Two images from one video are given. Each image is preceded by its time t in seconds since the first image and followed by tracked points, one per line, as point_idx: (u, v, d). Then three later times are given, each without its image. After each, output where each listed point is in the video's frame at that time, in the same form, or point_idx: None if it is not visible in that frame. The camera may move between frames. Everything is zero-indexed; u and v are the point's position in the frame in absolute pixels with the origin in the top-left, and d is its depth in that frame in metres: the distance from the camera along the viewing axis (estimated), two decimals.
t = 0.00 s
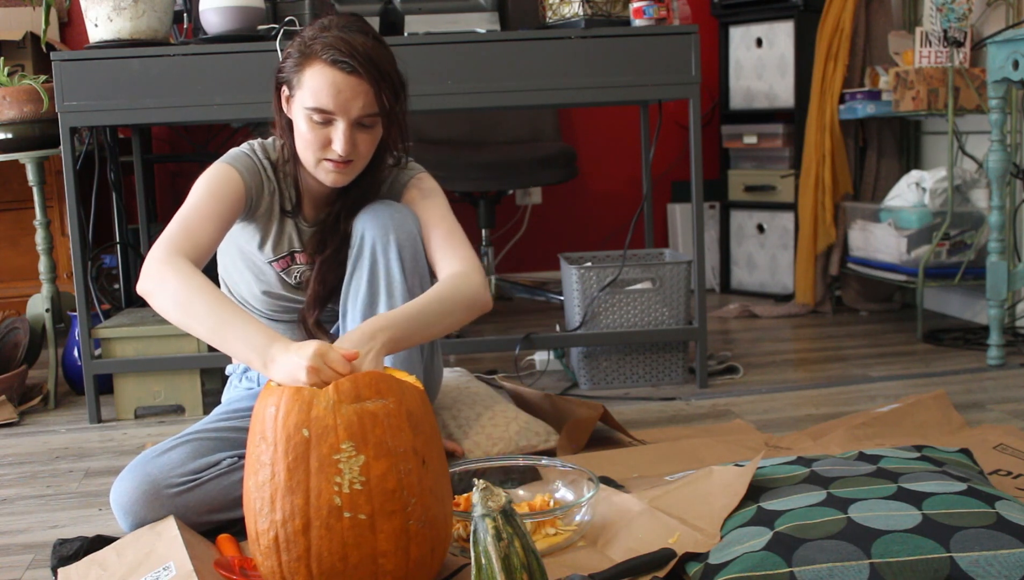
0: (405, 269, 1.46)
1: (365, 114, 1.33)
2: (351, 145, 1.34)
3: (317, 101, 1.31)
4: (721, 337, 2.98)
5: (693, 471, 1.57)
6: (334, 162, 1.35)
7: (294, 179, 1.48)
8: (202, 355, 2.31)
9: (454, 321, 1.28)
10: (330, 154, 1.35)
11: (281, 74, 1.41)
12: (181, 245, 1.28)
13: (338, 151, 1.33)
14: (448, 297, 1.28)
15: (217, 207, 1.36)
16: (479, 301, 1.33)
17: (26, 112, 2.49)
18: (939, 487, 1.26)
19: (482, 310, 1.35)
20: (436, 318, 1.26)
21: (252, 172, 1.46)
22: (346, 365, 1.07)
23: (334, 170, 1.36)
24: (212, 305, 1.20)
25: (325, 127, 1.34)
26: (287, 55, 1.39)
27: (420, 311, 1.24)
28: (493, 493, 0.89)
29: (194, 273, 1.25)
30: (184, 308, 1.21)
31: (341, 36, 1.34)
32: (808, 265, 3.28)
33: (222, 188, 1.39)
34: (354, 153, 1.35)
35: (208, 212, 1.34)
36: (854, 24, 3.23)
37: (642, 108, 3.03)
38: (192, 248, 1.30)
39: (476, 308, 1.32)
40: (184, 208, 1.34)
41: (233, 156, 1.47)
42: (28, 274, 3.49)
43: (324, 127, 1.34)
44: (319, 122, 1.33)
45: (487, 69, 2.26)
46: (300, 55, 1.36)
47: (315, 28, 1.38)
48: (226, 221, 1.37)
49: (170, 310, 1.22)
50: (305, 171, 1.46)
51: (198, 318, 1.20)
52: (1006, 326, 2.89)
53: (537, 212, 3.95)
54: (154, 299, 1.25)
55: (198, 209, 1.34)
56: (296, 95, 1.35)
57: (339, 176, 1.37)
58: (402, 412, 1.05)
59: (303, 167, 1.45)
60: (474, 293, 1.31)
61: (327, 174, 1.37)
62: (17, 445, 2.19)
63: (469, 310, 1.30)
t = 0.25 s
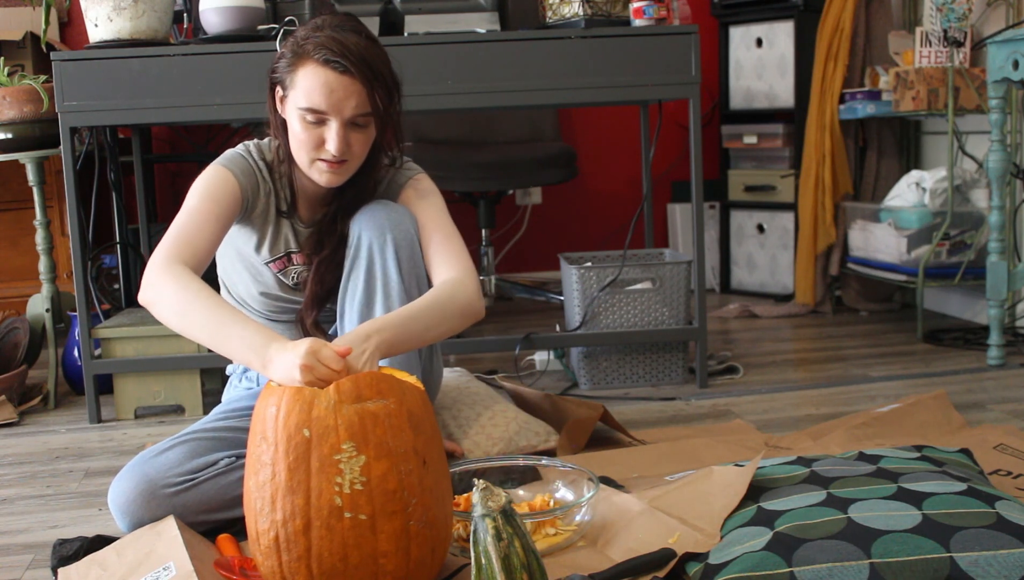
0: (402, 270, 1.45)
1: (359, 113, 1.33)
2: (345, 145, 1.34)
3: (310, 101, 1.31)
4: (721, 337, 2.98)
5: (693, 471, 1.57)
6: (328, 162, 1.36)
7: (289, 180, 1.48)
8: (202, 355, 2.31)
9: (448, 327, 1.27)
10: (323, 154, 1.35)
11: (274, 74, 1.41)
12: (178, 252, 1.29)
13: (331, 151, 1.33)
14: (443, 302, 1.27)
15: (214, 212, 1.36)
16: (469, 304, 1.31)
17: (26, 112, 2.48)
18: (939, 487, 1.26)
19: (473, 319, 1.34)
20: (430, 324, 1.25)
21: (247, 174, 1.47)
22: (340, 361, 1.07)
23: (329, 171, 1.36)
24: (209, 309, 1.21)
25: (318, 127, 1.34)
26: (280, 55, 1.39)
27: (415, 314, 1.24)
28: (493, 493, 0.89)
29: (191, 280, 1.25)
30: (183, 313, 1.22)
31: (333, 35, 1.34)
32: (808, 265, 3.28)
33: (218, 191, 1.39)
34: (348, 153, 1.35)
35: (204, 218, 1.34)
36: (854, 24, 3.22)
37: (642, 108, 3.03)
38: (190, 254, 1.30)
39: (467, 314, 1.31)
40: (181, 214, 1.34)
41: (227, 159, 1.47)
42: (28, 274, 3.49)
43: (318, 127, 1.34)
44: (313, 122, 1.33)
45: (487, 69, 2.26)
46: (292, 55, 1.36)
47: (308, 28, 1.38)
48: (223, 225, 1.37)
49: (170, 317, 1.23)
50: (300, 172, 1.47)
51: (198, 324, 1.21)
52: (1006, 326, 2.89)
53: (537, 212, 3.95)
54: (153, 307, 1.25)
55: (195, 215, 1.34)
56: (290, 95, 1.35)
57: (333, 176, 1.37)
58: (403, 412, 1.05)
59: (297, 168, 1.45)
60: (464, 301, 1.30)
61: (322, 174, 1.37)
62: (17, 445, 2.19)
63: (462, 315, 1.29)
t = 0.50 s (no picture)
0: (398, 272, 1.45)
1: (353, 114, 1.33)
2: (339, 146, 1.33)
3: (304, 103, 1.31)
4: (721, 337, 2.98)
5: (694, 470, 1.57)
6: (322, 163, 1.35)
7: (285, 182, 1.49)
8: (202, 355, 2.31)
9: (445, 335, 1.27)
10: (318, 156, 1.34)
11: (269, 76, 1.41)
12: (174, 264, 1.30)
13: (326, 152, 1.33)
14: (442, 310, 1.27)
15: (210, 218, 1.36)
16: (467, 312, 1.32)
17: (26, 112, 2.48)
18: (939, 487, 1.26)
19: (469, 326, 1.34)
20: (429, 329, 1.24)
21: (243, 178, 1.46)
22: (332, 356, 1.07)
23: (323, 172, 1.36)
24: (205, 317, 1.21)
25: (312, 128, 1.33)
26: (275, 57, 1.39)
27: (414, 320, 1.23)
28: (493, 493, 0.89)
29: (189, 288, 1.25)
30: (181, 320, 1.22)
31: (327, 36, 1.34)
32: (807, 266, 3.28)
33: (214, 196, 1.39)
34: (343, 154, 1.34)
35: (201, 225, 1.35)
36: (854, 24, 3.22)
37: (642, 108, 3.03)
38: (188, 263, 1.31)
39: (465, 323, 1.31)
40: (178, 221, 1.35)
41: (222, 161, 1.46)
42: (29, 274, 3.49)
43: (312, 128, 1.33)
44: (307, 123, 1.33)
45: (486, 69, 2.26)
46: (287, 56, 1.36)
47: (302, 29, 1.38)
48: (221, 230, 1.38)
49: (169, 324, 1.24)
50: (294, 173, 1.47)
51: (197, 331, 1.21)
52: (1006, 326, 2.89)
53: (537, 212, 3.95)
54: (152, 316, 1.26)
55: (191, 222, 1.34)
56: (284, 97, 1.35)
57: (328, 177, 1.36)
58: (404, 412, 1.05)
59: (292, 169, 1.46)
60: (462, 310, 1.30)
61: (316, 176, 1.36)
62: (17, 445, 2.19)
63: (460, 323, 1.30)
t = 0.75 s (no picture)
0: (396, 273, 1.45)
1: (349, 117, 1.33)
2: (336, 149, 1.33)
3: (300, 106, 1.31)
4: (721, 337, 2.98)
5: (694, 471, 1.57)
6: (319, 166, 1.35)
7: (282, 185, 1.48)
8: (202, 355, 2.31)
9: (446, 338, 1.27)
10: (314, 158, 1.35)
11: (264, 79, 1.41)
12: (170, 272, 1.30)
13: (322, 155, 1.33)
14: (444, 313, 1.27)
15: (207, 224, 1.36)
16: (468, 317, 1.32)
17: (26, 112, 2.48)
18: (939, 487, 1.26)
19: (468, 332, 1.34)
20: (429, 334, 1.24)
21: (237, 181, 1.46)
22: (323, 350, 1.05)
23: (320, 175, 1.36)
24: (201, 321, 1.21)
25: (308, 131, 1.33)
26: (269, 60, 1.39)
27: (415, 323, 1.22)
28: (493, 493, 0.89)
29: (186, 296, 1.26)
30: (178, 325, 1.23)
31: (322, 38, 1.34)
32: (807, 266, 3.28)
33: (210, 201, 1.39)
34: (340, 157, 1.34)
35: (197, 231, 1.35)
36: (854, 24, 3.22)
37: (642, 107, 3.03)
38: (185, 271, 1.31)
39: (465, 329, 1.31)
40: (174, 228, 1.35)
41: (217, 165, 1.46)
42: (29, 274, 3.49)
43: (308, 131, 1.33)
44: (303, 126, 1.33)
45: (486, 69, 2.26)
46: (282, 59, 1.36)
47: (297, 31, 1.38)
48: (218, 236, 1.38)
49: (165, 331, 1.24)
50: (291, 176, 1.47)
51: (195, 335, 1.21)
52: (1006, 326, 2.89)
53: (537, 212, 3.95)
54: (149, 325, 1.26)
55: (187, 229, 1.34)
56: (280, 100, 1.35)
57: (325, 180, 1.37)
58: (403, 412, 1.05)
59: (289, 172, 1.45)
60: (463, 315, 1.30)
61: (313, 178, 1.37)
62: (17, 445, 2.19)
63: (461, 329, 1.29)
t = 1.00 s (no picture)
0: (394, 272, 1.45)
1: (345, 116, 1.32)
2: (332, 148, 1.33)
3: (296, 105, 1.31)
4: (721, 338, 2.98)
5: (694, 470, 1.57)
6: (316, 166, 1.35)
7: (280, 185, 1.48)
8: (202, 355, 2.31)
9: (447, 338, 1.27)
10: (311, 158, 1.34)
11: (261, 78, 1.41)
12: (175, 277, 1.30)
13: (319, 154, 1.33)
14: (445, 315, 1.28)
15: (207, 227, 1.36)
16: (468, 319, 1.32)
17: (26, 112, 2.48)
18: (939, 487, 1.26)
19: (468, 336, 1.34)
20: (431, 335, 1.24)
21: (234, 183, 1.46)
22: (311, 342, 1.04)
23: (317, 175, 1.36)
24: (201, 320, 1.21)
25: (305, 130, 1.33)
26: (266, 59, 1.39)
27: (416, 323, 1.23)
28: (493, 493, 0.89)
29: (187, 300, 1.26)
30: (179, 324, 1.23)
31: (319, 37, 1.34)
32: (808, 266, 3.28)
33: (209, 204, 1.39)
34: (336, 156, 1.34)
35: (198, 235, 1.35)
36: (854, 24, 3.22)
37: (642, 107, 3.03)
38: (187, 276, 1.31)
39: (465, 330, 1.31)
40: (174, 233, 1.35)
41: (213, 166, 1.46)
42: (29, 274, 3.49)
43: (304, 130, 1.33)
44: (299, 125, 1.33)
45: (486, 69, 2.26)
46: (278, 59, 1.36)
47: (293, 30, 1.38)
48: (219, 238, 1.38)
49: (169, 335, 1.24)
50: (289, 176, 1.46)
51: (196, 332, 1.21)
52: (1006, 326, 2.89)
53: (537, 212, 3.95)
54: (152, 331, 1.26)
55: (188, 232, 1.34)
56: (276, 99, 1.35)
57: (321, 179, 1.36)
58: (403, 412, 1.05)
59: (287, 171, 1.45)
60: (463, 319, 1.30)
61: (310, 178, 1.37)
62: (17, 445, 2.19)
63: (461, 333, 1.30)
